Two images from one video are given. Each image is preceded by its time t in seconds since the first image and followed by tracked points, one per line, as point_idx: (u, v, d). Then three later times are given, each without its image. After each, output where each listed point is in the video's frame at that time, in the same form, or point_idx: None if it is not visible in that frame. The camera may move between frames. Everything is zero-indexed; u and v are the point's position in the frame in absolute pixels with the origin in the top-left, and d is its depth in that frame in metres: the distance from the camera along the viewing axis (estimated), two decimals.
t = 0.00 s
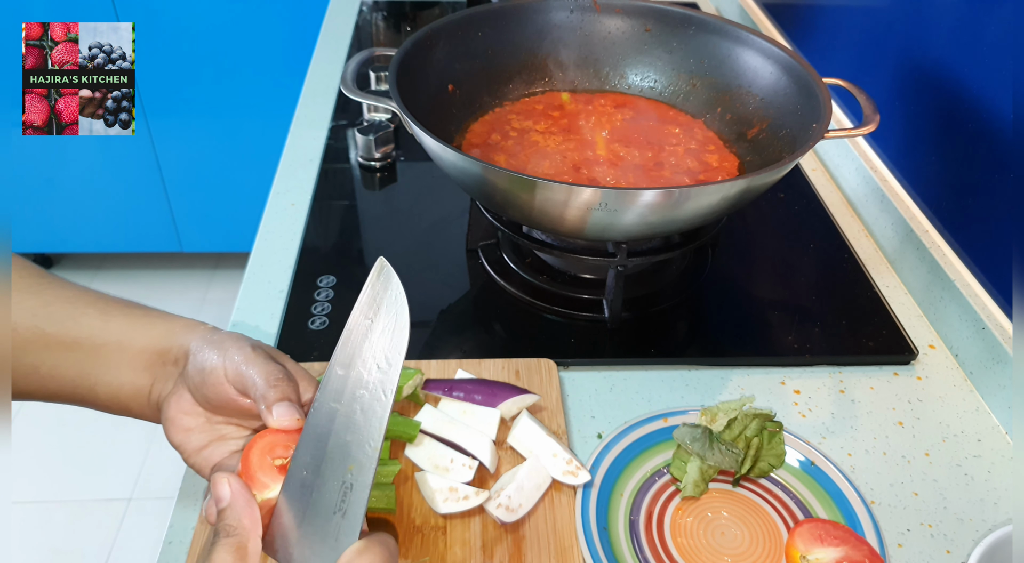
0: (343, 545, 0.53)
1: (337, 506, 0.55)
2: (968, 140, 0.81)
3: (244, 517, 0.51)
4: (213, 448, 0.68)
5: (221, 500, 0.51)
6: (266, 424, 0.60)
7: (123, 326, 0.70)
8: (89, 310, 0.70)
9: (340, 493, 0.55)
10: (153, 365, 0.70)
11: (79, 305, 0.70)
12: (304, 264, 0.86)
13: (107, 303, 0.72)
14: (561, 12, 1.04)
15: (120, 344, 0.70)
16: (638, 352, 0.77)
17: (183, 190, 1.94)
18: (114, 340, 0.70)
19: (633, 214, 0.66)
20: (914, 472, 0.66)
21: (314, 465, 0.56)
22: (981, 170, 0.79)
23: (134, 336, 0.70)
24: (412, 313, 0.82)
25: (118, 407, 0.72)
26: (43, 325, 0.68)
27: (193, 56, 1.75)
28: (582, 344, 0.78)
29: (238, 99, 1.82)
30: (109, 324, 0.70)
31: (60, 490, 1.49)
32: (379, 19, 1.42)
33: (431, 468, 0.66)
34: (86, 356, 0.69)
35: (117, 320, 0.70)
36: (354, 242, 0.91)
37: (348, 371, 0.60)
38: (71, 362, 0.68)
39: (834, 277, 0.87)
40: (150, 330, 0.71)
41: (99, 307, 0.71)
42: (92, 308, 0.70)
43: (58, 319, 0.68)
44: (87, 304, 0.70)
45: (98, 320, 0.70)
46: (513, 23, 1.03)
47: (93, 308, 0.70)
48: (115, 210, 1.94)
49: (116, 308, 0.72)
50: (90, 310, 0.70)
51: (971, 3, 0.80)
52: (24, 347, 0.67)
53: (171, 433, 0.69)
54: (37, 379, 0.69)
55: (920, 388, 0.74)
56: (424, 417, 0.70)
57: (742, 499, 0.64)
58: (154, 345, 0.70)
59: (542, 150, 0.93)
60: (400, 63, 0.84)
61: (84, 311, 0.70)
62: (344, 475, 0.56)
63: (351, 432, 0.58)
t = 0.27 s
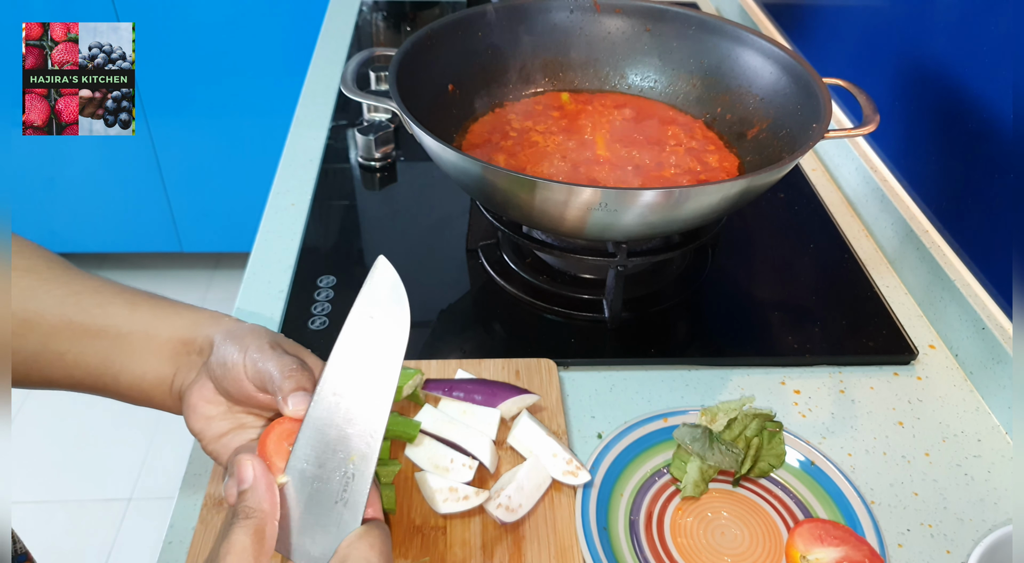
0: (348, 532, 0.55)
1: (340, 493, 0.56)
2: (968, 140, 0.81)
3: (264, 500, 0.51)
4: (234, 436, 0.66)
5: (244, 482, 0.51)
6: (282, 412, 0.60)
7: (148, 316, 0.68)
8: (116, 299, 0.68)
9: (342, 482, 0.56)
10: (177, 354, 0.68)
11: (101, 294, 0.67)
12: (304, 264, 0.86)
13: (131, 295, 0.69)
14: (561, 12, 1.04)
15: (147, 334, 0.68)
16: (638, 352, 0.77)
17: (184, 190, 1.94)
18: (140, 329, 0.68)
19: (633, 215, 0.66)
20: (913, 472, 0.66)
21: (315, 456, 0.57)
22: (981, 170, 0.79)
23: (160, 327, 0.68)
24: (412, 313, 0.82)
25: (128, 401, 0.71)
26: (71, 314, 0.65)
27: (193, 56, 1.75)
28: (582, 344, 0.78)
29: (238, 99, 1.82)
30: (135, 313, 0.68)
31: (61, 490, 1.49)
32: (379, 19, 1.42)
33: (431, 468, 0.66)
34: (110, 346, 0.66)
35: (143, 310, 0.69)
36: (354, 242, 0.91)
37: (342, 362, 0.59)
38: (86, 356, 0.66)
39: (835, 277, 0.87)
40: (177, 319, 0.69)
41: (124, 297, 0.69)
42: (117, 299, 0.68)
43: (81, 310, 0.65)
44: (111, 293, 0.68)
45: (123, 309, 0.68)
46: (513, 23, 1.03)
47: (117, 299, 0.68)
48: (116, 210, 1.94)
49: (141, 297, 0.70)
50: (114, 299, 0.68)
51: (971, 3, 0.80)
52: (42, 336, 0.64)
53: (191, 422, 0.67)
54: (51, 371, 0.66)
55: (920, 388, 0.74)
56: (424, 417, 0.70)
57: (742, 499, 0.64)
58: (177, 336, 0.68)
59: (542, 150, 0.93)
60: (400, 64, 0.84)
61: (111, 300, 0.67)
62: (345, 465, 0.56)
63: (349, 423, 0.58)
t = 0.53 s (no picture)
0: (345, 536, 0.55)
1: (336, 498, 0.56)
2: (968, 140, 0.81)
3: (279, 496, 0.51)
4: (251, 429, 0.65)
5: (266, 474, 0.51)
6: (294, 407, 0.60)
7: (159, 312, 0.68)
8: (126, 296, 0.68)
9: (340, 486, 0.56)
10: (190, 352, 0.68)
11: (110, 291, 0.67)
12: (304, 264, 0.86)
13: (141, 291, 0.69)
14: (561, 12, 1.04)
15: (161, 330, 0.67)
16: (638, 352, 0.77)
17: (184, 190, 1.94)
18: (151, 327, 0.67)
19: (633, 214, 0.66)
20: (913, 472, 0.66)
21: (316, 461, 0.57)
22: (982, 170, 0.79)
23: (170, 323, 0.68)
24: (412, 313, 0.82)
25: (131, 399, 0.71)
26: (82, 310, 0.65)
27: (193, 56, 1.75)
28: (582, 344, 0.78)
29: (238, 99, 1.82)
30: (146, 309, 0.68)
31: (61, 490, 1.49)
32: (379, 19, 1.42)
33: (431, 468, 0.66)
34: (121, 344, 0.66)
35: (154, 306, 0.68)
36: (354, 242, 0.91)
37: (345, 369, 0.60)
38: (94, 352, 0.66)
39: (835, 277, 0.87)
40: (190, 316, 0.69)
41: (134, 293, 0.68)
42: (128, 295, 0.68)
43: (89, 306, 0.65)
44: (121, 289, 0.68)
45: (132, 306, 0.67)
46: (513, 23, 1.03)
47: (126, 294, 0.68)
48: (116, 210, 1.95)
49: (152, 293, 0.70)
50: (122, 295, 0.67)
51: (971, 3, 0.80)
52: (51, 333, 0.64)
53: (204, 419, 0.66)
54: (62, 366, 0.66)
55: (920, 388, 0.74)
56: (424, 417, 0.70)
57: (742, 499, 0.64)
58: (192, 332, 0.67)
59: (542, 150, 0.93)
60: (400, 64, 0.84)
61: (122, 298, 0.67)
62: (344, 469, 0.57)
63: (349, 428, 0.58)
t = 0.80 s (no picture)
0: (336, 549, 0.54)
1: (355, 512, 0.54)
2: (968, 140, 0.81)
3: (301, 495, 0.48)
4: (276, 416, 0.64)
5: (299, 476, 0.48)
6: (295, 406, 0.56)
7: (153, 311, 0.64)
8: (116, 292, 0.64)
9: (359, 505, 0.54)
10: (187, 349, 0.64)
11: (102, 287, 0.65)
12: (304, 264, 0.86)
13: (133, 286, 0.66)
14: (561, 12, 1.04)
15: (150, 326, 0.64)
16: (639, 353, 0.77)
17: (184, 190, 1.95)
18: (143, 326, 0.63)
19: (633, 215, 0.66)
20: (913, 472, 0.66)
21: (347, 477, 0.54)
22: (982, 170, 0.79)
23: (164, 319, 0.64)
24: (412, 313, 0.82)
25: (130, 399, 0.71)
26: (70, 308, 0.61)
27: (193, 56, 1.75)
28: (582, 345, 0.78)
29: (239, 99, 1.82)
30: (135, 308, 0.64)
31: (61, 489, 1.49)
32: (379, 19, 1.42)
33: (431, 468, 0.65)
34: (111, 348, 0.63)
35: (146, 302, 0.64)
36: (354, 242, 0.91)
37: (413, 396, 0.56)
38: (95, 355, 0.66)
39: (835, 277, 0.87)
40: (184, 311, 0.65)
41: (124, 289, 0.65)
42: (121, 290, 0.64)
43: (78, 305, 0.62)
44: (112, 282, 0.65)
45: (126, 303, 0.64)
46: (513, 23, 1.03)
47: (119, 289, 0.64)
48: (116, 210, 1.94)
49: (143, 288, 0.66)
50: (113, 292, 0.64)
51: (971, 3, 0.80)
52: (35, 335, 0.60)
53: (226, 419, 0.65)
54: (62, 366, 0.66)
55: (920, 388, 0.74)
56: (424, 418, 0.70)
57: (742, 499, 0.64)
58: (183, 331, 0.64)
59: (543, 150, 0.93)
60: (400, 64, 0.84)
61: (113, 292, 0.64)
62: (362, 493, 0.54)
63: (388, 452, 0.56)
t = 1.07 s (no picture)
0: None
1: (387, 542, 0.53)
2: (968, 140, 0.81)
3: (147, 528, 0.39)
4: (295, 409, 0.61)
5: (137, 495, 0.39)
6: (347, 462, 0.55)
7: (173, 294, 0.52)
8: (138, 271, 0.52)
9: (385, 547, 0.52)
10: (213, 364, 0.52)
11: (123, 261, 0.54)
12: (304, 264, 0.86)
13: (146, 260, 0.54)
14: (561, 12, 1.04)
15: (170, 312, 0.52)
16: (639, 353, 0.77)
17: (184, 191, 1.95)
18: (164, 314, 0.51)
19: (633, 214, 0.66)
20: (913, 472, 0.66)
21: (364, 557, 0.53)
22: (982, 170, 0.79)
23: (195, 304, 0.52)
24: (412, 313, 0.82)
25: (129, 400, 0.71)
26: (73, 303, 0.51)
27: (193, 57, 1.75)
28: (582, 345, 0.78)
29: (239, 99, 1.82)
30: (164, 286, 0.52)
31: (61, 490, 1.49)
32: (379, 19, 1.42)
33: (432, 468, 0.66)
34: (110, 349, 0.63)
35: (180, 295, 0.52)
36: (354, 242, 0.91)
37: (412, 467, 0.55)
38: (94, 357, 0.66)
39: (835, 277, 0.87)
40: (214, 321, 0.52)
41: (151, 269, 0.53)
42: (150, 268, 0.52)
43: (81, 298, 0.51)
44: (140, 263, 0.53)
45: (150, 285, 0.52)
46: (513, 23, 1.03)
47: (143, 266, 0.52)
48: (115, 210, 1.94)
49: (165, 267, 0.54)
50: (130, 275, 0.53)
51: (971, 3, 0.80)
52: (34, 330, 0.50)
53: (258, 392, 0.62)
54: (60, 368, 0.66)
55: (920, 388, 0.74)
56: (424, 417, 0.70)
57: (742, 499, 0.64)
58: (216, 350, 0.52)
59: (543, 150, 0.93)
60: (400, 64, 0.84)
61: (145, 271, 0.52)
62: None
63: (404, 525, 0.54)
